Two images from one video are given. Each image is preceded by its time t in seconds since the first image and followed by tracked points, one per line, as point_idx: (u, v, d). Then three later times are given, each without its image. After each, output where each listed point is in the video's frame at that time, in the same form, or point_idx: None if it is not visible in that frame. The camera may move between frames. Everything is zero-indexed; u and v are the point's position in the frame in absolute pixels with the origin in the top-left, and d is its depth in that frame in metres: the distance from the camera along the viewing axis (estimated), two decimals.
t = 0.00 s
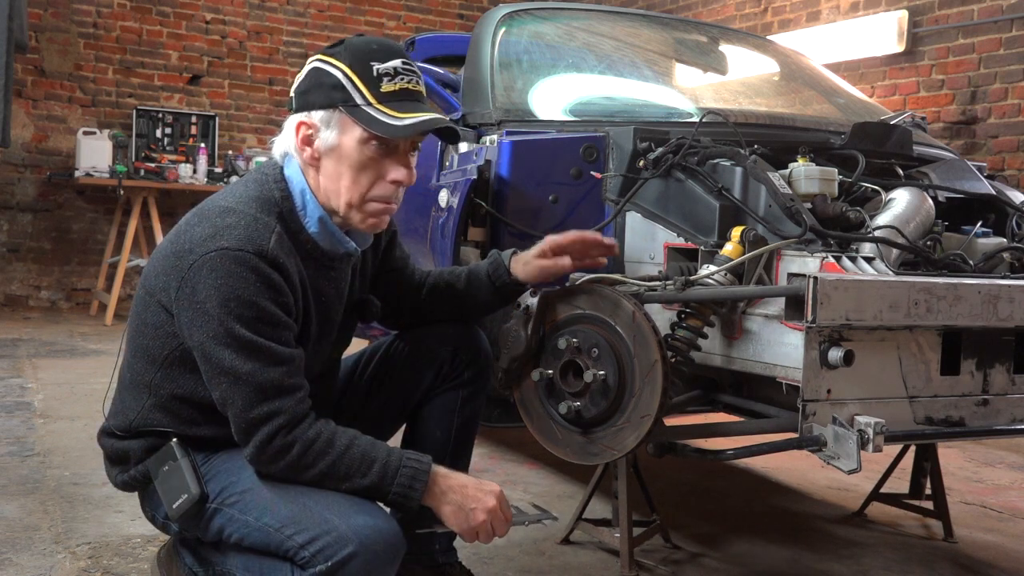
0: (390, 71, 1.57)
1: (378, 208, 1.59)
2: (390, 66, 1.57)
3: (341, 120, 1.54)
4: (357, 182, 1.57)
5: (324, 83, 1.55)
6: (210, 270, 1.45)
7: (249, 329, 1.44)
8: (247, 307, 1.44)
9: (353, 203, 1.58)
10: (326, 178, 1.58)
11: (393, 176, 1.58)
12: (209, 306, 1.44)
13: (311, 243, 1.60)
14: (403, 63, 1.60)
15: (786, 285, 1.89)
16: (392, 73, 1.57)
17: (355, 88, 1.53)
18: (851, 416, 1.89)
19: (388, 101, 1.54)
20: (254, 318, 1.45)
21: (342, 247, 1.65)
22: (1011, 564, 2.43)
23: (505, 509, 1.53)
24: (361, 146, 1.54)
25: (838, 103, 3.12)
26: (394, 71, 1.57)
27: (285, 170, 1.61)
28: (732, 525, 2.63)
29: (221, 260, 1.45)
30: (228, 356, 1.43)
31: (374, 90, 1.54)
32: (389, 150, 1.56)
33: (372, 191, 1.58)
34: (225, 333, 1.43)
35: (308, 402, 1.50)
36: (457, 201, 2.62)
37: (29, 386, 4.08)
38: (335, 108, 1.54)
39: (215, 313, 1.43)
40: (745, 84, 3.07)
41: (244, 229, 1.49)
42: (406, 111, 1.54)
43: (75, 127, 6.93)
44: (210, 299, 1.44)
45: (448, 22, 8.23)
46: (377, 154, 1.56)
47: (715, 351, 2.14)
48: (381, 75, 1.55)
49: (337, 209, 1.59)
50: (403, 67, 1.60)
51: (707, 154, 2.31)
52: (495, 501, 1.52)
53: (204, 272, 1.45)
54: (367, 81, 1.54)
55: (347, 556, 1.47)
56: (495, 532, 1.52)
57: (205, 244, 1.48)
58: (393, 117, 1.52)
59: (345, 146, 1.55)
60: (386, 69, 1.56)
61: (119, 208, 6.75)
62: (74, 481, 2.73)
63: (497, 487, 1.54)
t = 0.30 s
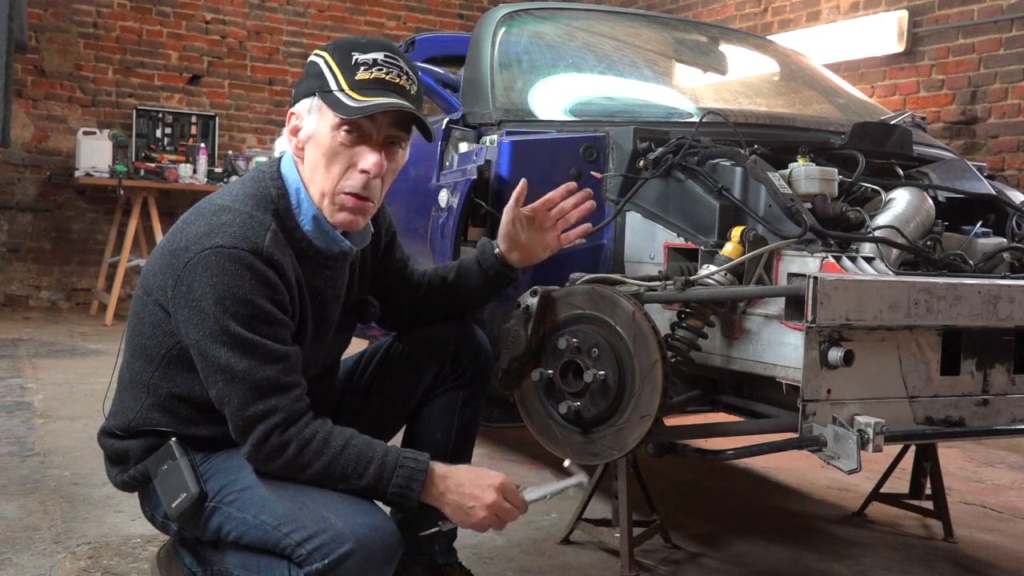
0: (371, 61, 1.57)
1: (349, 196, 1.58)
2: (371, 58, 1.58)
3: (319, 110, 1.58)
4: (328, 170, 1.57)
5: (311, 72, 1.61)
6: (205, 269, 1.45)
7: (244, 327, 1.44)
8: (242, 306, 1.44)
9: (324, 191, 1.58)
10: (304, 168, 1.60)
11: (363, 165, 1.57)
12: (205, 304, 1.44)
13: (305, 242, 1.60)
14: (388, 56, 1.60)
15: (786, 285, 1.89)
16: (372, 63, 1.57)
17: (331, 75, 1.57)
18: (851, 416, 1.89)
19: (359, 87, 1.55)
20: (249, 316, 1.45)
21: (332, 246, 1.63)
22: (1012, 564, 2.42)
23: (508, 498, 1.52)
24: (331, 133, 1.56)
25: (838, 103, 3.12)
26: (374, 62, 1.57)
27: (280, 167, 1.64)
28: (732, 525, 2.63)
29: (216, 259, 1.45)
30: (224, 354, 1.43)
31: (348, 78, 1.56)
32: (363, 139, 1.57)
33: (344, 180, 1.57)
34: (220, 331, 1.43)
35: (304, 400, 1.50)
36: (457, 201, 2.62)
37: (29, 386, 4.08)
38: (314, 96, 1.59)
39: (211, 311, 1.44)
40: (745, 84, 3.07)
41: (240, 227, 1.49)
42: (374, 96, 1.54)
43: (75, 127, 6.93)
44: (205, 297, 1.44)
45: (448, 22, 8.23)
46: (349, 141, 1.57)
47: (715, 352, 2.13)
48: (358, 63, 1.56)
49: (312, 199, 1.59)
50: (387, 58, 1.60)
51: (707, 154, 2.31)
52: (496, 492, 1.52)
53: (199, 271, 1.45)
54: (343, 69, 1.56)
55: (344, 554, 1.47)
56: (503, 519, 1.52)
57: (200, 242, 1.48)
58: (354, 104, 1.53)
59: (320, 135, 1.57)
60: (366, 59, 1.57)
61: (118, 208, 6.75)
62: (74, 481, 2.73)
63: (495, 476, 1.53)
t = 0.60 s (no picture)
0: (374, 65, 1.57)
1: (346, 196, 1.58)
2: (375, 62, 1.58)
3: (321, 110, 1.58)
4: (324, 169, 1.57)
5: (315, 73, 1.61)
6: (205, 266, 1.45)
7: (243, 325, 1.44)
8: (241, 304, 1.44)
9: (319, 190, 1.58)
10: (302, 164, 1.61)
11: (359, 168, 1.57)
12: (205, 302, 1.44)
13: (305, 241, 1.60)
14: (391, 61, 1.60)
15: (786, 285, 1.89)
16: (375, 67, 1.57)
17: (335, 77, 1.57)
18: (851, 416, 1.89)
19: (361, 91, 1.55)
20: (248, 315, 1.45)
21: (331, 246, 1.63)
22: (1011, 564, 2.42)
23: (499, 501, 1.48)
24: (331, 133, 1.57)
25: (838, 103, 3.12)
26: (378, 66, 1.57)
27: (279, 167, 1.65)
28: (732, 525, 2.62)
29: (216, 257, 1.45)
30: (222, 351, 1.43)
31: (351, 81, 1.56)
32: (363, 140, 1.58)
33: (338, 180, 1.58)
34: (220, 329, 1.43)
35: (303, 399, 1.50)
36: (457, 201, 2.62)
37: (29, 386, 4.08)
38: (317, 96, 1.59)
39: (210, 308, 1.44)
40: (745, 84, 3.07)
41: (239, 225, 1.49)
42: (375, 100, 1.54)
43: (75, 127, 6.93)
44: (205, 294, 1.44)
45: (448, 21, 8.22)
46: (348, 144, 1.57)
47: (715, 352, 2.13)
48: (361, 67, 1.57)
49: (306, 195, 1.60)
50: (391, 63, 1.60)
51: (707, 154, 2.31)
52: (485, 497, 1.48)
53: (199, 269, 1.45)
54: (347, 71, 1.57)
55: (342, 552, 1.46)
56: (503, 519, 1.50)
57: (201, 239, 1.48)
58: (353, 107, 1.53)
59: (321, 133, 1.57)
60: (369, 63, 1.57)
61: (118, 207, 6.75)
62: (74, 481, 2.73)
63: (484, 479, 1.49)
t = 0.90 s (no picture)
0: (408, 74, 1.59)
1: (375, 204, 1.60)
2: (409, 71, 1.59)
3: (354, 118, 1.54)
4: (358, 176, 1.56)
5: (342, 74, 1.56)
6: (209, 260, 1.46)
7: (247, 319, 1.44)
8: (245, 298, 1.44)
9: (345, 196, 1.58)
10: (328, 167, 1.58)
11: (395, 176, 1.57)
12: (209, 296, 1.44)
13: (310, 236, 1.60)
14: (421, 71, 1.62)
15: (786, 285, 1.89)
16: (410, 78, 1.59)
17: (372, 86, 1.54)
18: (851, 416, 1.89)
19: (402, 103, 1.55)
20: (252, 308, 1.45)
21: (341, 242, 1.64)
22: (1011, 564, 2.42)
23: (503, 510, 1.47)
24: (369, 145, 1.54)
25: (838, 103, 3.12)
26: (412, 76, 1.59)
27: (288, 166, 1.62)
28: (732, 525, 2.62)
29: (220, 251, 1.46)
30: (228, 345, 1.43)
31: (390, 91, 1.55)
32: (398, 151, 1.56)
33: (372, 187, 1.58)
34: (225, 323, 1.43)
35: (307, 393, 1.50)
36: (457, 201, 2.60)
37: (29, 386, 4.08)
38: (348, 101, 1.54)
39: (214, 302, 1.44)
40: (745, 84, 3.07)
41: (244, 220, 1.50)
42: (417, 115, 1.56)
43: (75, 127, 6.93)
44: (210, 288, 1.44)
45: (448, 22, 8.23)
46: (384, 152, 1.55)
47: (715, 351, 2.13)
48: (398, 77, 1.57)
49: (334, 198, 1.59)
50: (420, 73, 1.62)
51: (707, 154, 2.31)
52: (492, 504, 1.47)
53: (203, 263, 1.46)
54: (384, 81, 1.55)
55: (339, 555, 1.46)
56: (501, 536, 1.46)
57: (206, 235, 1.48)
58: (399, 118, 1.52)
59: (355, 140, 1.54)
60: (404, 73, 1.58)
61: (118, 208, 6.75)
62: (74, 481, 2.73)
63: (490, 491, 1.48)
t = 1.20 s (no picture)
0: (436, 67, 1.60)
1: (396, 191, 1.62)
2: (437, 64, 1.61)
3: (384, 104, 1.55)
4: (384, 163, 1.58)
5: (372, 64, 1.57)
6: (232, 243, 1.45)
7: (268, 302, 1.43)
8: (267, 281, 1.44)
9: (368, 183, 1.59)
10: (353, 153, 1.59)
11: (418, 164, 1.60)
12: (231, 278, 1.43)
13: (327, 222, 1.60)
14: (447, 64, 1.64)
15: (786, 285, 1.89)
16: (439, 71, 1.60)
17: (405, 77, 1.56)
18: (851, 416, 1.89)
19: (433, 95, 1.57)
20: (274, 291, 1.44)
21: (357, 227, 1.65)
22: (1011, 564, 2.42)
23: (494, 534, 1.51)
24: (398, 133, 1.55)
25: (838, 103, 3.12)
26: (440, 69, 1.61)
27: (304, 153, 1.63)
28: (733, 525, 2.62)
29: (243, 233, 1.45)
30: (247, 328, 1.42)
31: (421, 83, 1.57)
32: (423, 140, 1.58)
33: (397, 173, 1.60)
34: (246, 305, 1.42)
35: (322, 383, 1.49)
36: (457, 201, 2.57)
37: (29, 386, 4.08)
38: (380, 89, 1.55)
39: (235, 284, 1.43)
40: (745, 84, 3.07)
41: (267, 204, 1.50)
42: (448, 106, 1.58)
43: (75, 127, 6.93)
44: (231, 270, 1.44)
45: (448, 22, 8.22)
46: (410, 140, 1.57)
47: (715, 352, 2.14)
48: (428, 69, 1.59)
49: (358, 184, 1.60)
50: (445, 66, 1.64)
51: (707, 154, 2.31)
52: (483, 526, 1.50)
53: (226, 245, 1.45)
54: (416, 72, 1.57)
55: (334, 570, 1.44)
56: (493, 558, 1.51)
57: (227, 219, 1.48)
58: (433, 112, 1.54)
59: (385, 127, 1.55)
60: (434, 65, 1.60)
61: (118, 208, 6.75)
62: (74, 481, 2.73)
63: (478, 524, 1.50)
